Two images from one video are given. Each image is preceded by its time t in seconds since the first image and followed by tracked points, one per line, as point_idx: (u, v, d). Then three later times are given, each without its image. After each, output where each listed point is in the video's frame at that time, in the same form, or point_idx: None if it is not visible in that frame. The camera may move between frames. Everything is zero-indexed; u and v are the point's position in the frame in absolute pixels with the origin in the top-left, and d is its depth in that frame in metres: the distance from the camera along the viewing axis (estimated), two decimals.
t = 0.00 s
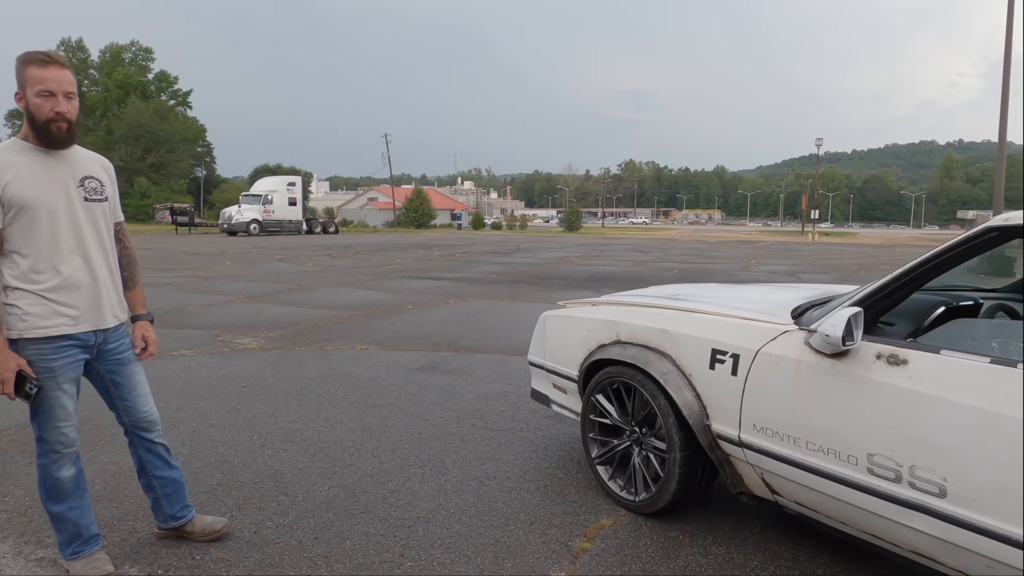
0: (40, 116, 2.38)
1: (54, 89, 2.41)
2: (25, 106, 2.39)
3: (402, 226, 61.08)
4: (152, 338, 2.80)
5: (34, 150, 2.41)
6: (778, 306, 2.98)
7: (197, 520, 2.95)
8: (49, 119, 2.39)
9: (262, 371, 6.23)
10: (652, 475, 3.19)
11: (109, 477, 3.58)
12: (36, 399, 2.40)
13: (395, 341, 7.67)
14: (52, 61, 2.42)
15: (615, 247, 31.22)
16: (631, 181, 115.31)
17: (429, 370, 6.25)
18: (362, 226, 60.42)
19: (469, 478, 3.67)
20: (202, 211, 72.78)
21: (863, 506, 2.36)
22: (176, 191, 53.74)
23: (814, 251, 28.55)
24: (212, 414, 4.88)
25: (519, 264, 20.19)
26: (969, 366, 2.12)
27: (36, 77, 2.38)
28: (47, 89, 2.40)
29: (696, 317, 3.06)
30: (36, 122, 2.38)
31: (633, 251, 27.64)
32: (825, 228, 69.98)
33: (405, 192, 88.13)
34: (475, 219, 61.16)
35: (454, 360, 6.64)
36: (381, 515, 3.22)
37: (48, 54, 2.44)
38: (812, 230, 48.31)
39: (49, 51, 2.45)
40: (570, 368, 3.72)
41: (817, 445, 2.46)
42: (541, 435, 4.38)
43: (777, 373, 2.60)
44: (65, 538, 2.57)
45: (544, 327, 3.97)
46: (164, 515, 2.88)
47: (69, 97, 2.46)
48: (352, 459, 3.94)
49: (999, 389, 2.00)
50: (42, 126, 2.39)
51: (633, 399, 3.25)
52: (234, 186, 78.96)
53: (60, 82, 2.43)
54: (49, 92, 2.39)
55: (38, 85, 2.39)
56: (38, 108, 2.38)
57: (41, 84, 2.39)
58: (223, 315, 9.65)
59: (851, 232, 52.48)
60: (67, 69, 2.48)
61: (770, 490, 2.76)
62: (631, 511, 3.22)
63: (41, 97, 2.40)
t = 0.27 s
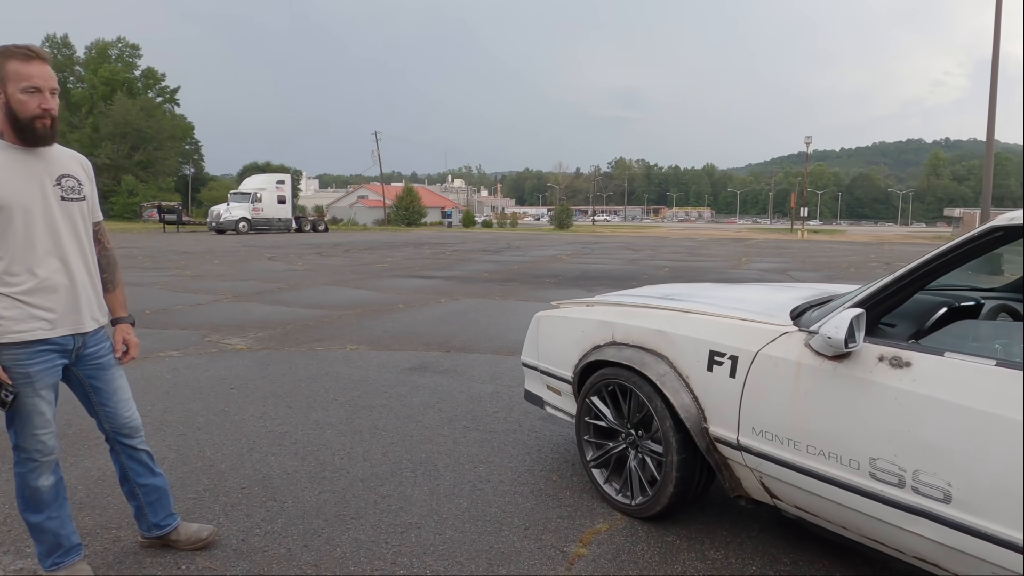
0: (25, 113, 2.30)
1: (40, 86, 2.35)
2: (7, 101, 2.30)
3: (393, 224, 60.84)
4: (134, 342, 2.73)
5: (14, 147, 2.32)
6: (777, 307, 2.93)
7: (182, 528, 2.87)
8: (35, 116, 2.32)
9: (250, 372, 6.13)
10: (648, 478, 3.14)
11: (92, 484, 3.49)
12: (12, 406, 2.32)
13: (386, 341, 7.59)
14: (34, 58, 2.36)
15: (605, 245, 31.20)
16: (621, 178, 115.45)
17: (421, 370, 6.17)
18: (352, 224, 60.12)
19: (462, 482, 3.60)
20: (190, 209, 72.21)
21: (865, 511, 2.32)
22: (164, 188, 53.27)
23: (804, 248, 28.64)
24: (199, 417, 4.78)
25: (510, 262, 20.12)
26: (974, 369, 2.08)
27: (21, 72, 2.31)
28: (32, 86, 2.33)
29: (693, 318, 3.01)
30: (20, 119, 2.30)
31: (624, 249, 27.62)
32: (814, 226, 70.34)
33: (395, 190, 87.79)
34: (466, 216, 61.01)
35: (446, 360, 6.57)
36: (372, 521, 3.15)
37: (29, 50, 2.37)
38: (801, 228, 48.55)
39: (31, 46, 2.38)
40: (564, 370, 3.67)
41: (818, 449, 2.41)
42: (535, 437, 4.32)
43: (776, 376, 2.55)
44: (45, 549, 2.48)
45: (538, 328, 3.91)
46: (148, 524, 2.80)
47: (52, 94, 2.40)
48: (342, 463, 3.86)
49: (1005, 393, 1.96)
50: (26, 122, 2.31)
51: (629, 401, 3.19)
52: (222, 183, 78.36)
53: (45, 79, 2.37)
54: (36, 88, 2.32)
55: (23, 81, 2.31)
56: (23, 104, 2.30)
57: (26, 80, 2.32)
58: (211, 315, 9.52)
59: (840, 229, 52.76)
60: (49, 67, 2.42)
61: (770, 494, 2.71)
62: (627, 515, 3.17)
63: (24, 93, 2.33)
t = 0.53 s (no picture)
0: (6, 111, 2.25)
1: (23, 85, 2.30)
2: None
3: (383, 222, 60.62)
4: (117, 344, 2.67)
5: None
6: (771, 307, 2.90)
7: (168, 534, 2.81)
8: (16, 115, 2.27)
9: (239, 373, 6.05)
10: (642, 480, 3.11)
11: (76, 489, 3.42)
12: None
13: (376, 341, 7.52)
14: (18, 55, 2.31)
15: (596, 244, 31.17)
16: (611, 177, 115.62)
17: (412, 371, 6.12)
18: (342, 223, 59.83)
19: (453, 484, 3.56)
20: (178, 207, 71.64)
21: (861, 513, 2.30)
22: (151, 187, 52.83)
23: (793, 246, 28.80)
24: (186, 419, 4.71)
25: (501, 261, 20.09)
26: (970, 370, 2.06)
27: (5, 70, 2.25)
28: (15, 84, 2.28)
29: (688, 318, 2.99)
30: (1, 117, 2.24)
31: (614, 247, 27.61)
32: (803, 224, 70.73)
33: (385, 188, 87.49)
34: (456, 215, 60.89)
35: (437, 360, 6.51)
36: (363, 525, 3.11)
37: (12, 46, 2.32)
38: (790, 226, 48.80)
39: (14, 42, 2.32)
40: (557, 370, 3.63)
41: (814, 451, 2.39)
42: (527, 438, 4.28)
43: (771, 377, 2.53)
44: (26, 557, 2.42)
45: (530, 328, 3.87)
46: (133, 530, 2.74)
47: (34, 93, 2.36)
48: (332, 466, 3.81)
49: (1003, 395, 1.94)
50: (7, 121, 2.25)
51: (622, 402, 3.17)
52: (211, 182, 77.77)
53: (29, 77, 2.32)
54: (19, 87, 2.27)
55: (6, 79, 2.26)
56: (5, 102, 2.25)
57: (9, 78, 2.26)
58: (199, 315, 9.42)
59: (829, 228, 53.06)
60: (32, 65, 2.36)
61: (765, 496, 2.69)
62: (621, 517, 3.14)
63: (6, 91, 2.27)
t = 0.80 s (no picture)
0: None
1: (6, 83, 2.25)
2: None
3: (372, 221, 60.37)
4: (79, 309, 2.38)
5: None
6: (762, 307, 2.89)
7: (153, 538, 2.77)
8: None
9: (226, 374, 5.98)
10: (633, 480, 3.10)
11: (59, 493, 3.36)
12: None
13: (365, 341, 7.47)
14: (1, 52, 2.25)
15: (585, 243, 31.18)
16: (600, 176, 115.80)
17: (401, 371, 6.08)
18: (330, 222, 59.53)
19: (443, 486, 3.54)
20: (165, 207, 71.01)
21: (853, 513, 2.29)
22: (137, 186, 52.35)
23: (781, 245, 28.93)
24: (172, 421, 4.65)
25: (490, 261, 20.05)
26: (962, 369, 2.06)
27: None
28: None
29: (679, 318, 2.97)
30: None
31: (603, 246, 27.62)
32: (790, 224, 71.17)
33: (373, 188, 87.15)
34: (446, 214, 60.78)
35: (427, 361, 6.47)
36: (352, 528, 3.07)
37: None
38: (778, 225, 49.07)
39: None
40: (547, 370, 3.61)
41: (806, 451, 2.38)
42: (517, 439, 4.26)
43: (763, 378, 2.52)
44: (6, 564, 2.37)
45: (520, 328, 3.85)
46: (117, 535, 2.69)
47: (18, 91, 2.30)
48: (321, 468, 3.77)
49: (995, 394, 1.94)
50: None
51: (613, 403, 3.15)
52: (198, 181, 77.15)
53: (11, 75, 2.26)
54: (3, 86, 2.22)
55: None
56: None
57: None
58: (186, 315, 9.32)
59: (816, 227, 53.41)
60: (14, 62, 2.31)
61: (756, 496, 2.68)
62: (612, 518, 3.12)
63: None
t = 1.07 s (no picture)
0: None
1: None
2: None
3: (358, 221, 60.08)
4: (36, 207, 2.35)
5: None
6: (746, 307, 2.91)
7: (134, 541, 2.73)
8: None
9: (210, 376, 5.92)
10: (619, 481, 3.10)
11: (37, 499, 3.30)
12: None
13: (351, 342, 7.43)
14: None
15: (571, 242, 31.20)
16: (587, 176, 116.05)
17: (387, 372, 6.06)
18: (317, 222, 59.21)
19: (429, 488, 3.52)
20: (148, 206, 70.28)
21: (836, 512, 2.31)
22: (120, 185, 51.72)
23: (766, 245, 29.13)
24: (154, 423, 4.60)
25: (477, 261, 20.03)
26: (943, 369, 2.08)
27: None
28: None
29: (664, 318, 2.98)
30: None
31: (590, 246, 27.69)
32: (775, 223, 71.70)
33: (360, 187, 86.75)
34: (433, 214, 60.66)
35: (413, 361, 6.45)
36: (337, 530, 3.05)
37: None
38: (763, 224, 49.44)
39: None
40: (533, 371, 3.61)
41: (789, 451, 2.40)
42: (503, 439, 4.25)
43: (747, 378, 2.53)
44: None
45: (507, 329, 3.84)
46: (96, 538, 2.65)
47: None
48: (305, 470, 3.75)
49: (976, 393, 1.96)
50: None
51: (599, 403, 3.15)
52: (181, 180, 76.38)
53: None
54: None
55: None
56: None
57: None
58: (168, 316, 9.21)
59: (800, 226, 53.85)
60: None
61: (741, 495, 2.69)
62: (599, 518, 3.12)
63: None
